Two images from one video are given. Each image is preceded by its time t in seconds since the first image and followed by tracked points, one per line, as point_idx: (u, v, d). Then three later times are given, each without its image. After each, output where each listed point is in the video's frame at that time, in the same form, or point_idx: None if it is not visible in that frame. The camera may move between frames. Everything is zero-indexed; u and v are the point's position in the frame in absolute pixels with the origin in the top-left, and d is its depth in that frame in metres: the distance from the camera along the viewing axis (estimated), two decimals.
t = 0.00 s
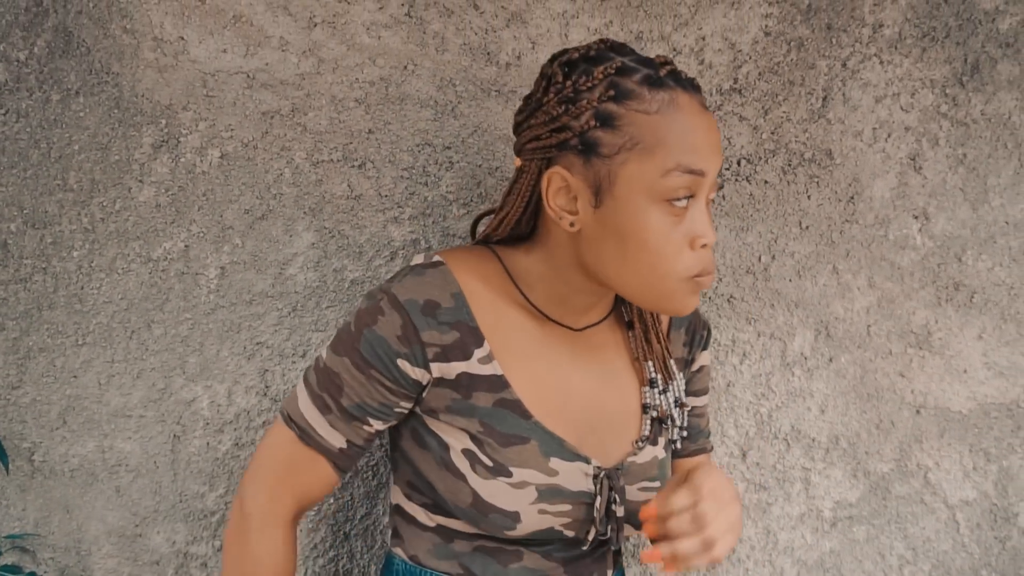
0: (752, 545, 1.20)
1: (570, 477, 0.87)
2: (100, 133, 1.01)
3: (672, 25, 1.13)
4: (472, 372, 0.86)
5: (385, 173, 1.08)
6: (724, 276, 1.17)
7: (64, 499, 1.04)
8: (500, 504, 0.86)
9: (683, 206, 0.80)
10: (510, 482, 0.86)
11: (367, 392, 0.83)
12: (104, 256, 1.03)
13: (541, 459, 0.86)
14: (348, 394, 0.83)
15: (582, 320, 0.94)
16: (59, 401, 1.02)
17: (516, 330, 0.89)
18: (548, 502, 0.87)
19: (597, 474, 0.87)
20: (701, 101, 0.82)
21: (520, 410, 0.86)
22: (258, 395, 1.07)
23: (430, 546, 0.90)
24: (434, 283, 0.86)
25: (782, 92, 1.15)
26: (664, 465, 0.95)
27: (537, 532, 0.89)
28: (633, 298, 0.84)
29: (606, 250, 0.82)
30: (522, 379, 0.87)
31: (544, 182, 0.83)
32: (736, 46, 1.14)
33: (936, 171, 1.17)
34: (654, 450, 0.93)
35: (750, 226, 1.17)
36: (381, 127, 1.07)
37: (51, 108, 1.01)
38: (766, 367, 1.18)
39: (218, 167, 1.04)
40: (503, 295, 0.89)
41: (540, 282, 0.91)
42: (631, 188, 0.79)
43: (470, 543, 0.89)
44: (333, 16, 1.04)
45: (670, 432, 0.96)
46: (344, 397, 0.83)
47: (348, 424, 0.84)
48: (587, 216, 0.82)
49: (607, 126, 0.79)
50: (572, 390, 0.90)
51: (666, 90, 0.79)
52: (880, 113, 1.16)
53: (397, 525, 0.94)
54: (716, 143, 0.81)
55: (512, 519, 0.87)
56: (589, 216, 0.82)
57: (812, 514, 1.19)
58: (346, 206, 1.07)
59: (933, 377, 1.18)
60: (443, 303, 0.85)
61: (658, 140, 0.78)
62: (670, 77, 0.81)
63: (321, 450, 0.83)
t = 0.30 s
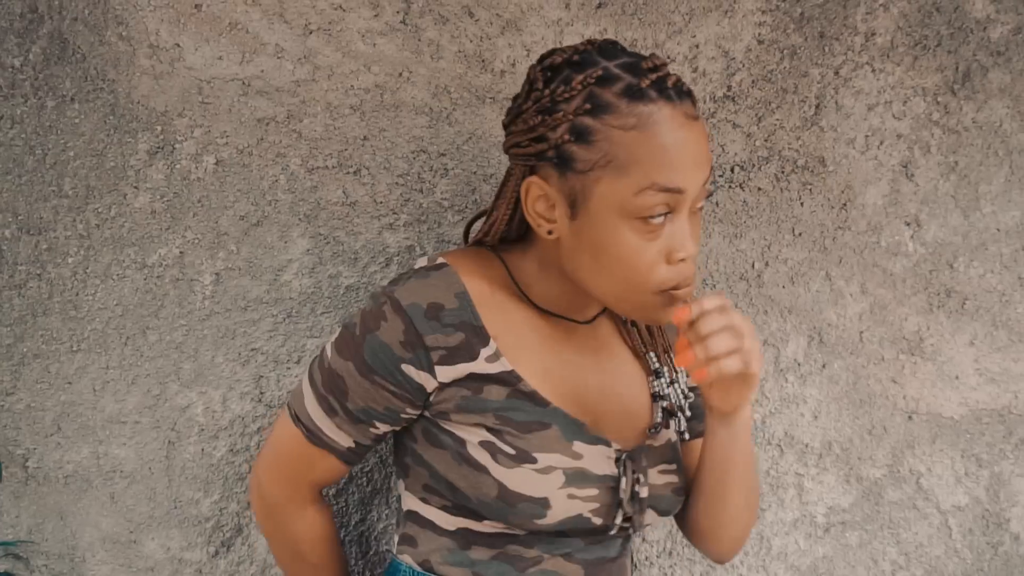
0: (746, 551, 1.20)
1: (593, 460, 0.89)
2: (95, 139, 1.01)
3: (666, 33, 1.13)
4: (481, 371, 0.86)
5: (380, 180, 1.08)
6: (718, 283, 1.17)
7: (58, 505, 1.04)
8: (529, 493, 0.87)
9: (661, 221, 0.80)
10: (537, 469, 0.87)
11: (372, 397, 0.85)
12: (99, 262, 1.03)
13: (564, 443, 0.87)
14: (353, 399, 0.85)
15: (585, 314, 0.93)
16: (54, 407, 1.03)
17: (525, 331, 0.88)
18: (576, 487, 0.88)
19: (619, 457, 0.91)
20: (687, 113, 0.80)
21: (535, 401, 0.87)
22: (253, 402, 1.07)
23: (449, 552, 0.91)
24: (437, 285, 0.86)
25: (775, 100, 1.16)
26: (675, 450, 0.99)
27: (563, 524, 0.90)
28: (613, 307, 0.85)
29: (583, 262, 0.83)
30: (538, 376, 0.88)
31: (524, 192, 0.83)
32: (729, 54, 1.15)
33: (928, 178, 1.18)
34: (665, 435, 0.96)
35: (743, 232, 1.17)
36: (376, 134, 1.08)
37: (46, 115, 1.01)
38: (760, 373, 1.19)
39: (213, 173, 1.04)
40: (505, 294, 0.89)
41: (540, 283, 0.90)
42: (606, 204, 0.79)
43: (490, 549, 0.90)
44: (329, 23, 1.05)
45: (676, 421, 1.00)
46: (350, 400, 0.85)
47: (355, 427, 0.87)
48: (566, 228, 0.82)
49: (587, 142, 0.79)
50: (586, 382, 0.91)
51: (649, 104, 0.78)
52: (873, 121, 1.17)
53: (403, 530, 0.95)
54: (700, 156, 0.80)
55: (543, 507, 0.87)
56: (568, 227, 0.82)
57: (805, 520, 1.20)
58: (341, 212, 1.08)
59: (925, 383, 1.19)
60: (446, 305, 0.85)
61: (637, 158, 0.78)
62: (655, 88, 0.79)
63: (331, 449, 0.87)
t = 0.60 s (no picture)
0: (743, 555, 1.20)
1: (630, 472, 0.88)
2: (92, 144, 1.02)
3: (662, 39, 1.14)
4: (530, 371, 0.84)
5: (378, 185, 1.08)
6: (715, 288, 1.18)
7: (54, 510, 1.04)
8: (568, 500, 0.86)
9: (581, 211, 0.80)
10: (579, 477, 0.85)
11: (422, 401, 0.83)
12: (96, 267, 1.03)
13: (604, 453, 0.86)
14: (404, 405, 0.83)
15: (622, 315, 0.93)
16: (51, 412, 1.03)
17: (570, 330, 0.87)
18: (614, 497, 0.87)
19: (649, 471, 0.89)
20: (621, 108, 0.77)
21: (578, 404, 0.86)
22: (250, 406, 1.07)
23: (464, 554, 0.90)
24: (485, 280, 0.83)
25: (770, 106, 1.17)
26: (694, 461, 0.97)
27: (591, 531, 0.89)
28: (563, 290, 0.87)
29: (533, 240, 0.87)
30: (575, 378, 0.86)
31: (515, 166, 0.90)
32: (725, 60, 1.15)
33: (923, 184, 1.18)
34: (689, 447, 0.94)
35: (739, 238, 1.18)
36: (374, 140, 1.08)
37: (44, 120, 1.01)
38: (756, 378, 1.19)
39: (210, 178, 1.04)
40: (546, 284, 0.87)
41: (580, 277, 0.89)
42: (541, 186, 0.82)
43: (506, 554, 0.90)
44: (327, 29, 1.05)
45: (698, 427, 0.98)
46: (401, 410, 0.83)
47: (406, 434, 0.84)
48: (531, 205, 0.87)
49: (537, 130, 0.82)
50: (622, 384, 0.90)
51: (580, 94, 0.78)
52: (867, 127, 1.18)
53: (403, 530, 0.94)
54: (623, 147, 0.77)
55: (580, 513, 0.87)
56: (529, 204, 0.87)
57: (800, 524, 1.20)
58: (338, 217, 1.08)
59: (919, 388, 1.20)
60: (495, 302, 0.83)
61: (560, 144, 0.79)
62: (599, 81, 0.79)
63: (381, 464, 0.86)
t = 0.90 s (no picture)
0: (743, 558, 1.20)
1: (585, 469, 0.89)
2: (95, 148, 1.02)
3: (663, 44, 1.14)
4: (485, 372, 0.89)
5: (379, 188, 1.09)
6: (714, 291, 1.18)
7: (56, 512, 1.04)
8: (518, 496, 0.88)
9: (513, 199, 0.83)
10: (528, 473, 0.88)
11: (394, 404, 0.88)
12: (98, 269, 1.03)
13: (556, 450, 0.88)
14: (377, 409, 0.88)
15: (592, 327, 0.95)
16: (52, 414, 1.03)
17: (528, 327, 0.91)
18: (566, 494, 0.88)
19: (609, 468, 0.90)
20: (553, 107, 0.82)
21: (533, 404, 0.89)
22: (252, 408, 1.07)
23: (442, 547, 0.91)
24: (445, 289, 0.90)
25: (770, 110, 1.17)
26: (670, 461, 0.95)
27: (554, 528, 0.90)
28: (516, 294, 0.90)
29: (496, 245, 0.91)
30: (529, 372, 0.90)
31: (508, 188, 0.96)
32: (726, 64, 1.16)
33: (922, 188, 1.19)
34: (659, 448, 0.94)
35: (739, 241, 1.18)
36: (375, 143, 1.08)
37: (47, 123, 1.01)
38: (756, 381, 1.19)
39: (213, 182, 1.05)
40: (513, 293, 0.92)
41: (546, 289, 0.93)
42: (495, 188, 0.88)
43: (483, 545, 0.91)
44: (329, 33, 1.06)
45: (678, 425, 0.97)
46: (375, 414, 0.89)
47: (383, 437, 0.90)
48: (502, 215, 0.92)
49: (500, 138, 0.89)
50: (580, 384, 0.92)
51: (526, 97, 0.85)
52: (867, 131, 1.18)
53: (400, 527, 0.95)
54: (553, 143, 0.81)
55: (531, 510, 0.88)
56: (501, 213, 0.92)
57: (800, 526, 1.21)
58: (340, 220, 1.08)
59: (919, 392, 1.20)
60: (453, 307, 0.89)
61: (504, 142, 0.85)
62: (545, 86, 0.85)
63: (365, 467, 0.91)
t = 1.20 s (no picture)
0: (746, 559, 1.20)
1: (536, 473, 0.90)
2: (103, 149, 1.02)
3: (668, 46, 1.15)
4: (440, 380, 0.92)
5: (385, 190, 1.09)
6: (718, 293, 1.18)
7: (63, 512, 1.05)
8: (468, 500, 0.90)
9: (471, 199, 0.84)
10: (475, 477, 0.89)
11: (371, 415, 0.93)
12: (106, 270, 1.04)
13: (505, 455, 0.90)
14: (357, 421, 0.92)
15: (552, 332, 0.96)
16: (60, 414, 1.03)
17: (486, 331, 0.94)
18: (515, 498, 0.89)
19: (565, 472, 0.90)
20: (501, 107, 0.83)
21: (484, 410, 0.91)
22: (258, 409, 1.08)
23: (430, 552, 0.93)
24: (407, 304, 0.94)
25: (775, 112, 1.17)
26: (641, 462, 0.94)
27: (511, 532, 0.90)
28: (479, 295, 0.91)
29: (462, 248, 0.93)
30: (486, 373, 0.92)
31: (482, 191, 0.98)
32: (730, 66, 1.16)
33: (927, 190, 1.19)
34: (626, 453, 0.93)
35: (744, 243, 1.18)
36: (381, 145, 1.09)
37: (54, 125, 1.01)
38: (761, 382, 1.19)
39: (219, 183, 1.05)
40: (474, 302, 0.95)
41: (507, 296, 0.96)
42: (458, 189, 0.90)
43: (466, 549, 0.92)
44: (335, 35, 1.06)
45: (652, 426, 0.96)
46: (356, 427, 0.93)
47: (368, 447, 0.94)
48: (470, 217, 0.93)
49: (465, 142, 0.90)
50: (541, 385, 0.93)
51: (480, 99, 0.87)
52: (871, 133, 1.18)
53: (401, 532, 0.97)
54: (500, 141, 0.82)
55: (479, 514, 0.89)
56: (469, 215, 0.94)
57: (805, 528, 1.21)
58: (346, 222, 1.09)
59: (923, 393, 1.20)
60: (411, 320, 0.93)
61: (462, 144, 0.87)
62: (497, 88, 0.86)
63: (355, 477, 0.95)
